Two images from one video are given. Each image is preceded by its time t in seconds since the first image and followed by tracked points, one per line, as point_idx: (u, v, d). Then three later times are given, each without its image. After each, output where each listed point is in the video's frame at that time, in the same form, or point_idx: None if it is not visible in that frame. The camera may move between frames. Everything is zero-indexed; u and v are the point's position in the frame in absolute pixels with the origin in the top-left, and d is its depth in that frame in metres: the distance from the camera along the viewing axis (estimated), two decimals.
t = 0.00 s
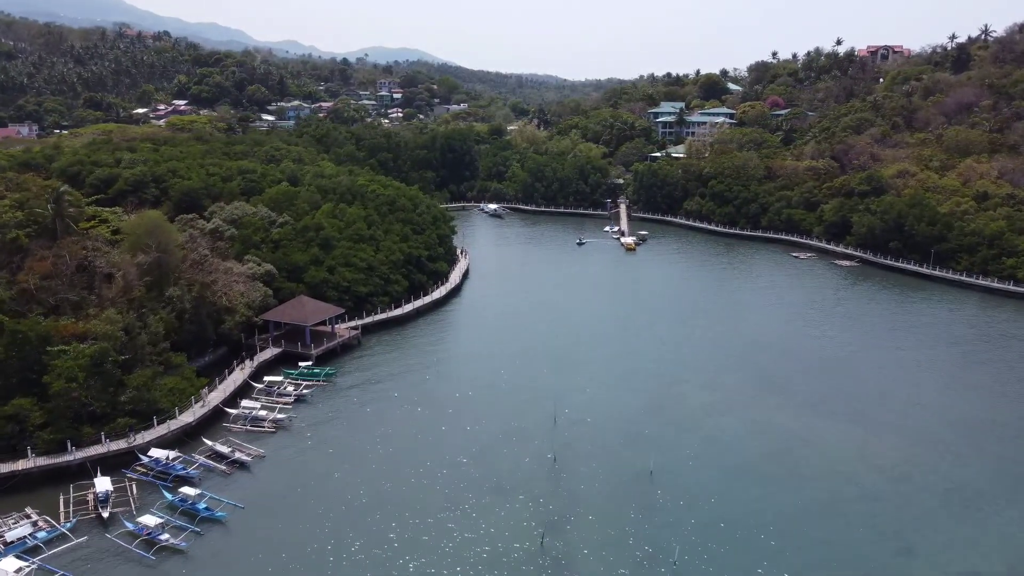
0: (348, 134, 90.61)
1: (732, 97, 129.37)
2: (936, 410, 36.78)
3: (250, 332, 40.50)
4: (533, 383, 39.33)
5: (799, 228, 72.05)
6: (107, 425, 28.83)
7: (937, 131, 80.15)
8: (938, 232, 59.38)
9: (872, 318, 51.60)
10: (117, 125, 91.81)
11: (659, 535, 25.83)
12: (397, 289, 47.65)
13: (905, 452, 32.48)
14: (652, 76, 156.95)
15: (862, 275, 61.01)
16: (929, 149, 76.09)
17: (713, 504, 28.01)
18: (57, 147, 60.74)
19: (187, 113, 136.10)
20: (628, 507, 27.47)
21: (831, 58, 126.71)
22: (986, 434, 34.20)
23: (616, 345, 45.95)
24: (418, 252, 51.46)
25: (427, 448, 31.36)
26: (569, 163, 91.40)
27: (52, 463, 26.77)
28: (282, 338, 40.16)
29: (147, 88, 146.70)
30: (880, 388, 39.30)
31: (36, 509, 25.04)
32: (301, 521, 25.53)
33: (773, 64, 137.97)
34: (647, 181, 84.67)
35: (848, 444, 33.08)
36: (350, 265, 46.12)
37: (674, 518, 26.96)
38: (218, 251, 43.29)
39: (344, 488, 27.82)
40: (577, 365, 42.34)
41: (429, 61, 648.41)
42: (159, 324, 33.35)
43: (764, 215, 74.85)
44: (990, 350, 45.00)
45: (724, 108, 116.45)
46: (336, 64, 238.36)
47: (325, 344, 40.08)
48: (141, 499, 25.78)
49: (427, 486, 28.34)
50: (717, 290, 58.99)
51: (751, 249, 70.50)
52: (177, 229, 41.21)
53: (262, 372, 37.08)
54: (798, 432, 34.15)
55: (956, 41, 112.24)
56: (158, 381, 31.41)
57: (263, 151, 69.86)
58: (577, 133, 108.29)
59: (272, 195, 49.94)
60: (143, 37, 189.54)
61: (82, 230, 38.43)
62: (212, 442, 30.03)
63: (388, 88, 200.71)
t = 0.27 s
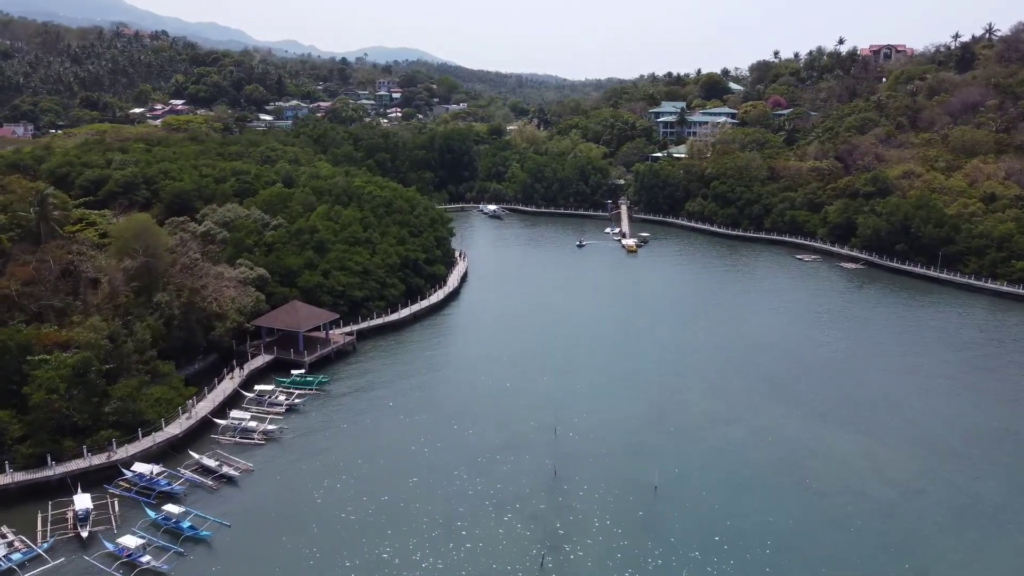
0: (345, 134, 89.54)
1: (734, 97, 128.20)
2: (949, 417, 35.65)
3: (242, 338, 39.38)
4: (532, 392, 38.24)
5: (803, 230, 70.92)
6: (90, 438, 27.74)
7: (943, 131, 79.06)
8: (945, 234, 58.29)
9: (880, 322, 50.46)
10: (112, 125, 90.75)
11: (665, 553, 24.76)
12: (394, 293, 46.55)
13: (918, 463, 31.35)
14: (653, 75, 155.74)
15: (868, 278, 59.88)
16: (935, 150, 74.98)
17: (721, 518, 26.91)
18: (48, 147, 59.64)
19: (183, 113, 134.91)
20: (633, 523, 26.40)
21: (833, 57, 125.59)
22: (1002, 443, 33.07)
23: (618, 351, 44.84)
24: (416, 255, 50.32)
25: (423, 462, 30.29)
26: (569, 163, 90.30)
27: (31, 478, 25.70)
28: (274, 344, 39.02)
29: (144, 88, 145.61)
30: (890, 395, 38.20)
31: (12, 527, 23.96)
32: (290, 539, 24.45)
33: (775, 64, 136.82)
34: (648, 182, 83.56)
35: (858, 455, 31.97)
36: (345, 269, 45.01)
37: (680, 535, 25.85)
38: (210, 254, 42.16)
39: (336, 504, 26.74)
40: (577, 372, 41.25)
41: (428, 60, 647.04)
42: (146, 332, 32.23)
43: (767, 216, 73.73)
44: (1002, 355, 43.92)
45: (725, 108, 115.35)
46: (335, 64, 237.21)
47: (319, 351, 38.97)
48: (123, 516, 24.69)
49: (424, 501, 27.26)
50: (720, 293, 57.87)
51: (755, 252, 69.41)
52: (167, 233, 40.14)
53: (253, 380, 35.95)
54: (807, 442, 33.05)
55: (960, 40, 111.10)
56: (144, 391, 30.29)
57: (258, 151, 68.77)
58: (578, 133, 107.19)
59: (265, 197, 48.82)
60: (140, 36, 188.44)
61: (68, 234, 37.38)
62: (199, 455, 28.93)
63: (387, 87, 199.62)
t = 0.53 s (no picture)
0: (343, 134, 88.46)
1: (735, 97, 127.06)
2: (961, 433, 34.69)
3: (234, 345, 38.36)
4: (533, 401, 37.16)
5: (807, 232, 69.86)
6: (71, 452, 26.63)
7: (948, 131, 77.91)
8: (953, 236, 57.17)
9: (887, 326, 49.43)
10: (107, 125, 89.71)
11: None
12: (390, 297, 45.43)
13: (931, 486, 30.39)
14: (654, 74, 154.64)
15: (874, 281, 58.80)
16: (941, 150, 73.83)
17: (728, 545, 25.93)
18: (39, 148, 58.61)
19: (180, 113, 133.77)
20: (637, 550, 25.42)
21: (835, 57, 124.44)
22: (1017, 463, 32.15)
23: (620, 356, 43.77)
24: (413, 258, 49.19)
25: (420, 477, 29.24)
26: (570, 164, 89.17)
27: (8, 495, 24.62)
28: (267, 351, 37.97)
29: (141, 88, 144.50)
30: (900, 408, 37.18)
31: None
32: (278, 561, 23.38)
33: (777, 63, 135.65)
34: (650, 183, 82.43)
35: (870, 476, 30.98)
36: (340, 273, 43.91)
37: (688, 564, 24.86)
38: (200, 258, 41.08)
39: (327, 522, 25.65)
40: (579, 379, 40.16)
41: (428, 60, 645.83)
42: (132, 340, 31.08)
43: (771, 217, 72.60)
44: (1013, 362, 42.91)
45: (727, 108, 114.22)
46: (334, 63, 236.05)
47: (312, 358, 37.86)
48: (103, 536, 23.61)
49: (420, 522, 26.22)
50: (722, 296, 56.85)
51: (758, 254, 68.32)
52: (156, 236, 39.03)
53: (244, 389, 34.85)
54: (817, 461, 32.08)
55: (964, 39, 109.92)
56: (129, 402, 29.14)
57: (254, 152, 67.69)
58: (578, 133, 106.07)
59: (259, 199, 47.73)
60: (138, 36, 187.36)
61: (54, 238, 36.30)
62: (185, 469, 27.83)
63: (386, 87, 198.51)
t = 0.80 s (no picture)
0: (340, 134, 87.41)
1: (736, 97, 125.90)
2: (974, 443, 33.69)
3: (225, 352, 37.26)
4: (532, 410, 36.13)
5: (811, 234, 68.79)
6: (50, 467, 25.52)
7: (954, 131, 76.71)
8: (961, 239, 56.06)
9: (894, 331, 48.40)
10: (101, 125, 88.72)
11: None
12: (386, 302, 44.31)
13: (946, 501, 29.37)
14: (655, 74, 153.47)
15: (880, 285, 57.73)
16: (947, 151, 72.66)
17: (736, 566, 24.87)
18: (29, 148, 57.51)
19: (177, 113, 132.63)
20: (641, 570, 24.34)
21: (838, 56, 123.26)
22: None
23: (621, 364, 42.74)
24: (410, 262, 48.05)
25: (415, 491, 28.16)
26: (570, 165, 88.03)
27: None
28: (259, 358, 36.86)
29: (138, 88, 143.40)
30: (910, 417, 36.16)
31: None
32: None
33: (779, 63, 134.43)
34: (651, 184, 81.29)
35: (882, 491, 29.96)
36: (334, 277, 42.78)
37: None
38: (191, 263, 39.99)
39: (318, 541, 24.58)
40: (579, 387, 39.12)
41: (428, 60, 644.65)
42: (117, 349, 29.92)
43: (774, 219, 71.44)
44: None
45: (729, 108, 113.08)
46: (333, 63, 234.89)
47: (305, 366, 36.74)
48: (81, 559, 22.52)
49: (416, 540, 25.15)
50: (725, 300, 55.83)
51: (762, 256, 67.22)
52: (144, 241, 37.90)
53: (234, 398, 33.76)
54: (827, 474, 31.05)
55: (968, 38, 108.73)
56: (113, 414, 27.97)
57: (249, 153, 66.60)
58: (578, 133, 104.97)
59: (252, 201, 46.64)
60: (135, 35, 186.26)
61: (38, 243, 35.19)
62: (170, 485, 26.76)
63: (385, 87, 197.34)
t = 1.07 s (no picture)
0: (338, 135, 86.38)
1: (738, 97, 124.81)
2: (989, 456, 32.61)
3: (215, 360, 36.13)
4: (532, 421, 35.06)
5: (816, 236, 67.68)
6: (27, 484, 24.35)
7: (960, 131, 75.63)
8: (969, 242, 54.99)
9: (902, 337, 47.31)
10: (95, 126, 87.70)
11: None
12: (382, 308, 43.23)
13: (963, 517, 28.27)
14: (655, 73, 152.36)
15: (886, 288, 56.59)
16: (953, 151, 71.57)
17: None
18: (19, 150, 56.46)
19: (174, 113, 131.53)
20: None
21: (840, 56, 122.21)
22: None
23: (624, 371, 41.65)
24: (406, 266, 46.96)
25: (410, 509, 27.07)
26: (570, 166, 86.98)
27: None
28: (250, 366, 35.72)
29: (135, 88, 142.34)
30: (923, 427, 35.07)
31: None
32: None
33: (780, 63, 133.32)
34: (653, 185, 80.23)
35: (896, 506, 28.85)
36: (329, 282, 41.66)
37: None
38: (180, 268, 38.89)
39: (308, 562, 23.48)
40: (581, 396, 38.04)
41: (428, 59, 643.63)
42: (101, 359, 28.80)
43: (777, 221, 70.36)
44: None
45: (730, 108, 112.01)
46: (331, 63, 233.72)
47: (297, 374, 35.62)
48: None
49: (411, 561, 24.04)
50: (729, 305, 54.74)
51: (765, 259, 66.13)
52: (132, 245, 36.82)
53: (223, 409, 32.62)
54: (838, 488, 29.96)
55: (972, 38, 107.62)
56: (95, 428, 26.78)
57: (243, 153, 65.54)
58: (579, 133, 103.90)
59: (244, 203, 45.53)
60: (132, 35, 185.12)
61: (22, 246, 34.06)
62: (153, 503, 25.65)
63: (384, 87, 196.34)
